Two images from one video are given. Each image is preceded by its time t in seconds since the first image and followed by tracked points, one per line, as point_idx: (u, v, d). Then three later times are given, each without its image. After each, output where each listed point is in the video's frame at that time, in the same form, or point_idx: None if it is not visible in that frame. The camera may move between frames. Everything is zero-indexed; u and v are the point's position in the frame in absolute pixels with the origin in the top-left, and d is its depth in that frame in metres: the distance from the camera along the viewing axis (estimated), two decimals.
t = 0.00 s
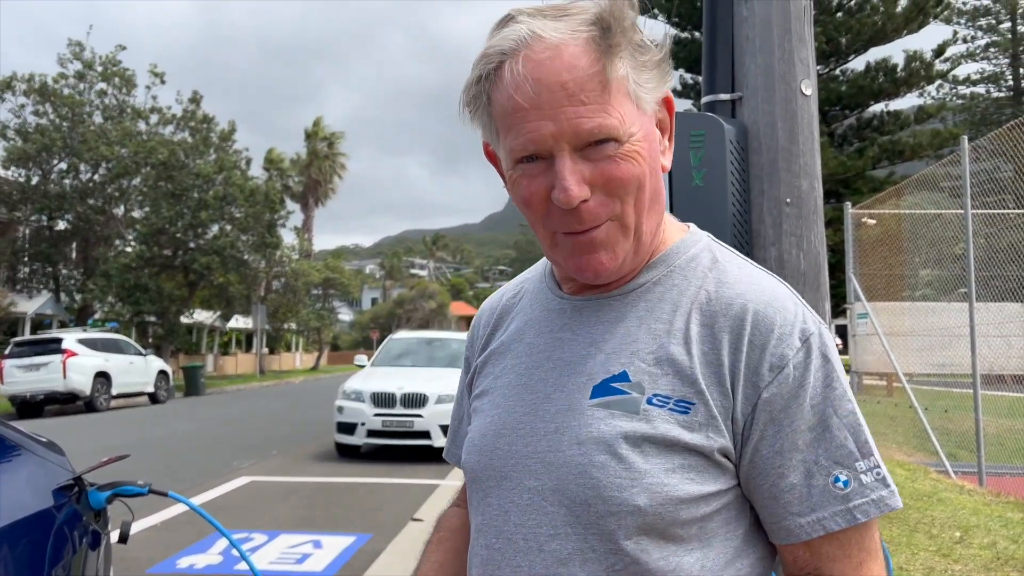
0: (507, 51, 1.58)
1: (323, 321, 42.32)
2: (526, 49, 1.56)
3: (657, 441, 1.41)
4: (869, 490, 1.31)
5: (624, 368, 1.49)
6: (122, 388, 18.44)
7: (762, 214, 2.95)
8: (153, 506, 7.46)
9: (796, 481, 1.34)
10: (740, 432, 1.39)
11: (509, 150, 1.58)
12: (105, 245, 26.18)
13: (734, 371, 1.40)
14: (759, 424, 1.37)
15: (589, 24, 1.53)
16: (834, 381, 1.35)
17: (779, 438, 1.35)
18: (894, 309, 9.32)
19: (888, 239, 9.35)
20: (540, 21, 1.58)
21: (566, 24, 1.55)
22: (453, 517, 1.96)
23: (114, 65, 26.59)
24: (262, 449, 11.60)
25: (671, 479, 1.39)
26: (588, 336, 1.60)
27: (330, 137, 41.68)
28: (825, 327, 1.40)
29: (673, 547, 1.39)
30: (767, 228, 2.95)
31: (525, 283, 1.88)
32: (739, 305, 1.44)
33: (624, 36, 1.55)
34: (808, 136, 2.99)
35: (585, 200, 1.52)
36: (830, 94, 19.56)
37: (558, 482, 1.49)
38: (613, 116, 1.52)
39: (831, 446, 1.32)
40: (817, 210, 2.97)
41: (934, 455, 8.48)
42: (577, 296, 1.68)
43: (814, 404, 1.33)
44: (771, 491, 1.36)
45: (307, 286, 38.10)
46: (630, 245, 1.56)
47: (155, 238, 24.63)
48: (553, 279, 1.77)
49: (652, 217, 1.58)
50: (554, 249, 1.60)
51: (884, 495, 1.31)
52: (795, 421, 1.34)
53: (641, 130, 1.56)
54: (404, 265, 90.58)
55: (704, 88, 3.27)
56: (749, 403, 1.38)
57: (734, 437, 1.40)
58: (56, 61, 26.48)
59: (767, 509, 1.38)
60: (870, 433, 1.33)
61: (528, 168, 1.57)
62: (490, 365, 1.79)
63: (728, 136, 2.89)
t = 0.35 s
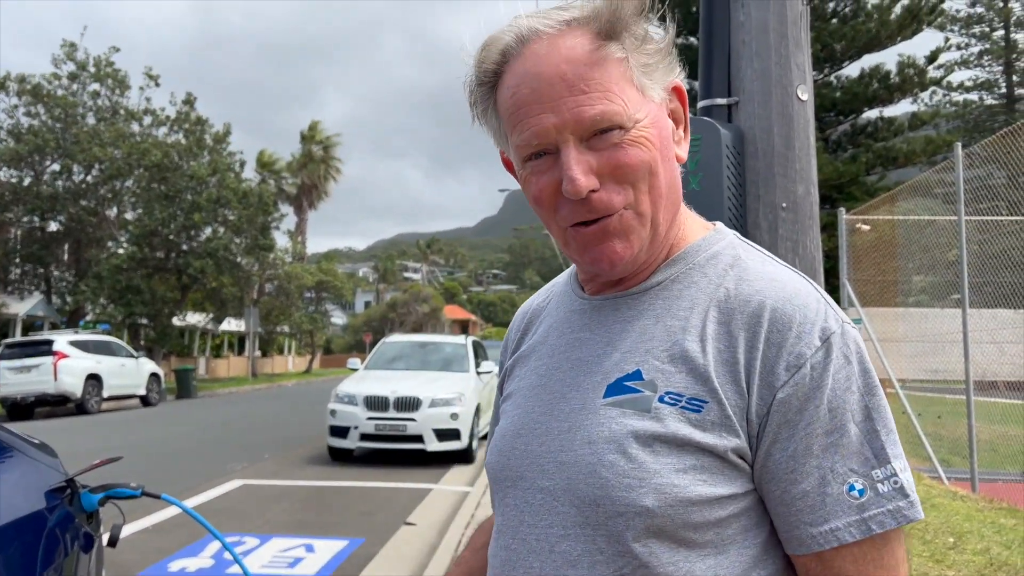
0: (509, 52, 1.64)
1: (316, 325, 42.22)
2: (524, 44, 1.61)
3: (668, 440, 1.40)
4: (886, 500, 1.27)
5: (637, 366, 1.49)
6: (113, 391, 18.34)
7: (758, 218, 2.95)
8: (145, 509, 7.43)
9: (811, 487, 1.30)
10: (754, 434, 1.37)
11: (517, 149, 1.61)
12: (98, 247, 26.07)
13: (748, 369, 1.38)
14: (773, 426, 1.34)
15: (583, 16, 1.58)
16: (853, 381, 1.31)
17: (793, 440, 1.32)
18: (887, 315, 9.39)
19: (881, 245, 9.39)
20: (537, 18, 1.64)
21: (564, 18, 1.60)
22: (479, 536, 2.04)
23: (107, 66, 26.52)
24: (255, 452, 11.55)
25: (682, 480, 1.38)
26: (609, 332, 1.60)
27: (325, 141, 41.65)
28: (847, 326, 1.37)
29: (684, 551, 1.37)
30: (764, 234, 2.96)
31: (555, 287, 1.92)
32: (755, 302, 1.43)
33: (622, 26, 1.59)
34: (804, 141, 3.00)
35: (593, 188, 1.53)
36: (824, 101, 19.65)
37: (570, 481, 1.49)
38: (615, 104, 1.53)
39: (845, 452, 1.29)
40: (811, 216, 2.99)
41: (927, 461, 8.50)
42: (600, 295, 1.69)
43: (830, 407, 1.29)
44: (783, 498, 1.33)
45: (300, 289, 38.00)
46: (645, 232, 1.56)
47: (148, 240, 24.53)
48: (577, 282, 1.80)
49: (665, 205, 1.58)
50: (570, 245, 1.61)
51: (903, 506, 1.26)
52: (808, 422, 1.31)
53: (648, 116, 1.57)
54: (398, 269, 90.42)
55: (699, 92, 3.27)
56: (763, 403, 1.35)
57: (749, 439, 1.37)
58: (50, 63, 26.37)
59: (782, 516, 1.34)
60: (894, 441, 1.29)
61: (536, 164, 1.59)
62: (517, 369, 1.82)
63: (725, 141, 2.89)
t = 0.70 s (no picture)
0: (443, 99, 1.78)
1: (310, 327, 42.12)
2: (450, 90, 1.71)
3: (637, 459, 1.41)
4: (873, 539, 1.23)
5: (620, 381, 1.49)
6: (106, 393, 18.26)
7: (754, 222, 2.97)
8: (138, 512, 7.39)
9: (792, 519, 1.27)
10: (732, 458, 1.35)
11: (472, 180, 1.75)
12: (92, 249, 25.96)
13: (725, 388, 1.36)
14: (750, 452, 1.31)
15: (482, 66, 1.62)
16: (842, 407, 1.26)
17: (773, 466, 1.29)
18: (881, 320, 9.41)
19: (875, 250, 9.43)
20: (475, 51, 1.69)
21: (459, 73, 1.67)
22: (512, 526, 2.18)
23: (102, 67, 26.43)
24: (249, 455, 11.52)
25: (647, 504, 1.39)
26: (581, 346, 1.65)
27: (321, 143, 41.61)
28: (836, 345, 1.31)
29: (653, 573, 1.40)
30: (760, 238, 2.98)
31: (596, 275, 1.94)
32: (734, 319, 1.39)
33: (497, 79, 1.59)
34: (801, 145, 3.01)
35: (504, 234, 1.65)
36: (819, 105, 19.73)
37: (550, 492, 1.52)
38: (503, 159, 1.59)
39: (829, 482, 1.25)
40: (807, 220, 3.00)
41: (922, 466, 8.52)
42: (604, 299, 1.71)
43: (811, 435, 1.25)
44: (764, 527, 1.31)
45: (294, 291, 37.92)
46: (559, 270, 1.63)
47: (142, 241, 24.45)
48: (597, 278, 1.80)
49: (580, 244, 1.59)
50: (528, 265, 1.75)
51: (890, 548, 1.23)
52: (787, 449, 1.27)
53: (534, 164, 1.57)
54: (393, 272, 90.28)
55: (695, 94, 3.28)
56: (738, 428, 1.33)
57: (725, 464, 1.36)
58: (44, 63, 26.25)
59: (766, 544, 1.32)
60: (885, 475, 1.25)
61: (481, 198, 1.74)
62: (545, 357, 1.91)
63: (721, 145, 2.89)
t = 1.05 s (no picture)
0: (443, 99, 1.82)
1: (305, 328, 42.10)
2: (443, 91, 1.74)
3: (603, 464, 1.41)
4: (819, 557, 1.18)
5: (598, 386, 1.50)
6: (100, 394, 18.21)
7: (749, 223, 2.98)
8: (131, 513, 7.37)
9: (745, 530, 1.25)
10: (691, 466, 1.32)
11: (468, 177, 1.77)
12: (86, 249, 25.87)
13: (687, 395, 1.34)
14: (705, 459, 1.29)
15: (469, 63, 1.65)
16: (793, 418, 1.22)
17: (726, 477, 1.26)
18: (875, 322, 9.44)
19: (869, 252, 9.46)
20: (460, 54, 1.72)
21: (461, 63, 1.68)
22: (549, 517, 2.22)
23: (95, 68, 26.37)
24: (243, 456, 11.49)
25: (609, 509, 1.39)
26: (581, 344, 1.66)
27: (316, 144, 41.55)
28: (793, 352, 1.26)
29: None
30: (755, 239, 2.98)
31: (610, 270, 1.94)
32: (695, 324, 1.37)
33: (492, 72, 1.61)
34: (795, 145, 3.03)
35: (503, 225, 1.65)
36: (814, 108, 19.78)
37: (533, 492, 1.55)
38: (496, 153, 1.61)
39: (781, 495, 1.22)
40: (802, 222, 3.01)
41: (915, 467, 8.55)
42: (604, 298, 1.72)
43: (764, 446, 1.22)
44: (722, 537, 1.29)
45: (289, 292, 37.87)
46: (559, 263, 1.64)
47: (136, 242, 24.39)
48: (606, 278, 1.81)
49: (577, 234, 1.60)
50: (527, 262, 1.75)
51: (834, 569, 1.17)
52: (740, 458, 1.24)
53: (530, 153, 1.58)
54: (388, 274, 90.22)
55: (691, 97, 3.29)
56: (696, 435, 1.31)
57: (684, 472, 1.33)
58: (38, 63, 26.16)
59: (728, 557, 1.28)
60: (834, 492, 1.20)
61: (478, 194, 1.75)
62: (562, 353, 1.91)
63: (716, 146, 2.90)
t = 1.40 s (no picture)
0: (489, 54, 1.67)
1: (302, 328, 42.06)
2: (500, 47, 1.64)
3: (639, 469, 1.40)
4: (867, 547, 1.22)
5: (619, 390, 1.50)
6: (97, 394, 18.18)
7: (746, 223, 2.98)
8: (128, 514, 7.36)
9: (789, 525, 1.27)
10: (730, 465, 1.34)
11: (497, 149, 1.66)
12: (82, 249, 25.87)
13: (725, 395, 1.35)
14: (748, 458, 1.31)
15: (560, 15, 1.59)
16: (841, 415, 1.24)
17: (769, 474, 1.29)
18: (871, 320, 9.45)
19: (866, 251, 9.47)
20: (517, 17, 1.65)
21: (547, 15, 1.61)
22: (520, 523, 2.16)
23: (91, 67, 26.32)
24: (241, 456, 11.48)
25: (648, 513, 1.38)
26: (598, 343, 1.64)
27: (313, 144, 41.48)
28: (836, 352, 1.29)
29: None
30: (751, 239, 2.98)
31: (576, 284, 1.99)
32: (736, 324, 1.38)
33: (599, 24, 1.57)
34: (791, 145, 3.04)
35: (575, 188, 1.56)
36: (810, 107, 19.79)
37: (552, 502, 1.53)
38: (593, 103, 1.53)
39: (826, 490, 1.25)
40: (798, 221, 3.02)
41: (912, 466, 8.59)
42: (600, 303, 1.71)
43: (810, 443, 1.25)
44: (761, 533, 1.31)
45: (286, 292, 37.81)
46: (626, 235, 1.57)
47: (133, 242, 24.35)
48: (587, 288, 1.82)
49: (652, 207, 1.57)
50: (554, 250, 1.66)
51: (885, 555, 1.21)
52: (786, 455, 1.27)
53: (632, 110, 1.55)
54: (386, 273, 90.10)
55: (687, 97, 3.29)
56: (738, 435, 1.32)
57: (724, 471, 1.35)
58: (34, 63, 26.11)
59: (764, 553, 1.31)
60: (880, 484, 1.24)
61: (515, 165, 1.65)
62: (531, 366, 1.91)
63: (713, 147, 2.91)
